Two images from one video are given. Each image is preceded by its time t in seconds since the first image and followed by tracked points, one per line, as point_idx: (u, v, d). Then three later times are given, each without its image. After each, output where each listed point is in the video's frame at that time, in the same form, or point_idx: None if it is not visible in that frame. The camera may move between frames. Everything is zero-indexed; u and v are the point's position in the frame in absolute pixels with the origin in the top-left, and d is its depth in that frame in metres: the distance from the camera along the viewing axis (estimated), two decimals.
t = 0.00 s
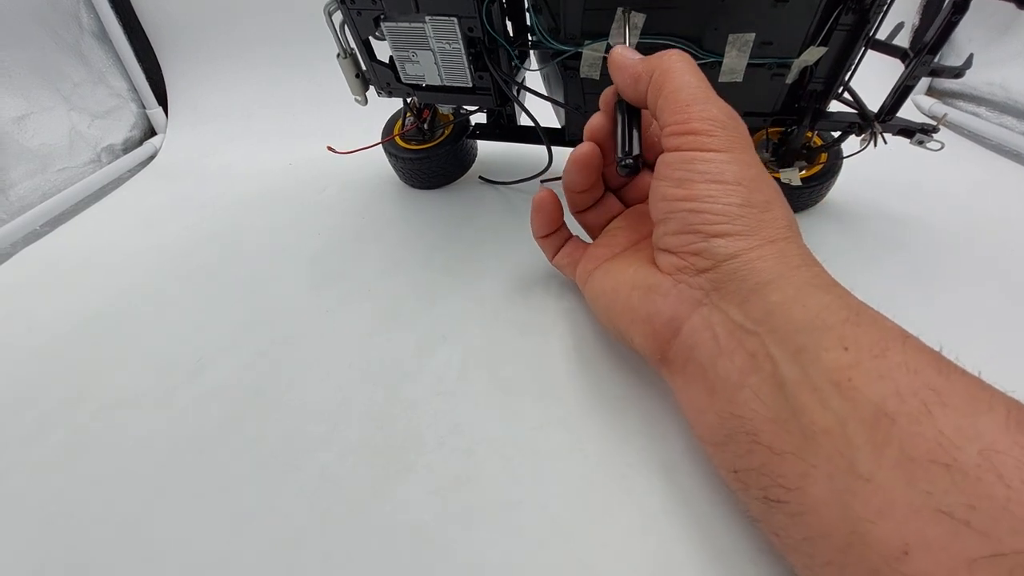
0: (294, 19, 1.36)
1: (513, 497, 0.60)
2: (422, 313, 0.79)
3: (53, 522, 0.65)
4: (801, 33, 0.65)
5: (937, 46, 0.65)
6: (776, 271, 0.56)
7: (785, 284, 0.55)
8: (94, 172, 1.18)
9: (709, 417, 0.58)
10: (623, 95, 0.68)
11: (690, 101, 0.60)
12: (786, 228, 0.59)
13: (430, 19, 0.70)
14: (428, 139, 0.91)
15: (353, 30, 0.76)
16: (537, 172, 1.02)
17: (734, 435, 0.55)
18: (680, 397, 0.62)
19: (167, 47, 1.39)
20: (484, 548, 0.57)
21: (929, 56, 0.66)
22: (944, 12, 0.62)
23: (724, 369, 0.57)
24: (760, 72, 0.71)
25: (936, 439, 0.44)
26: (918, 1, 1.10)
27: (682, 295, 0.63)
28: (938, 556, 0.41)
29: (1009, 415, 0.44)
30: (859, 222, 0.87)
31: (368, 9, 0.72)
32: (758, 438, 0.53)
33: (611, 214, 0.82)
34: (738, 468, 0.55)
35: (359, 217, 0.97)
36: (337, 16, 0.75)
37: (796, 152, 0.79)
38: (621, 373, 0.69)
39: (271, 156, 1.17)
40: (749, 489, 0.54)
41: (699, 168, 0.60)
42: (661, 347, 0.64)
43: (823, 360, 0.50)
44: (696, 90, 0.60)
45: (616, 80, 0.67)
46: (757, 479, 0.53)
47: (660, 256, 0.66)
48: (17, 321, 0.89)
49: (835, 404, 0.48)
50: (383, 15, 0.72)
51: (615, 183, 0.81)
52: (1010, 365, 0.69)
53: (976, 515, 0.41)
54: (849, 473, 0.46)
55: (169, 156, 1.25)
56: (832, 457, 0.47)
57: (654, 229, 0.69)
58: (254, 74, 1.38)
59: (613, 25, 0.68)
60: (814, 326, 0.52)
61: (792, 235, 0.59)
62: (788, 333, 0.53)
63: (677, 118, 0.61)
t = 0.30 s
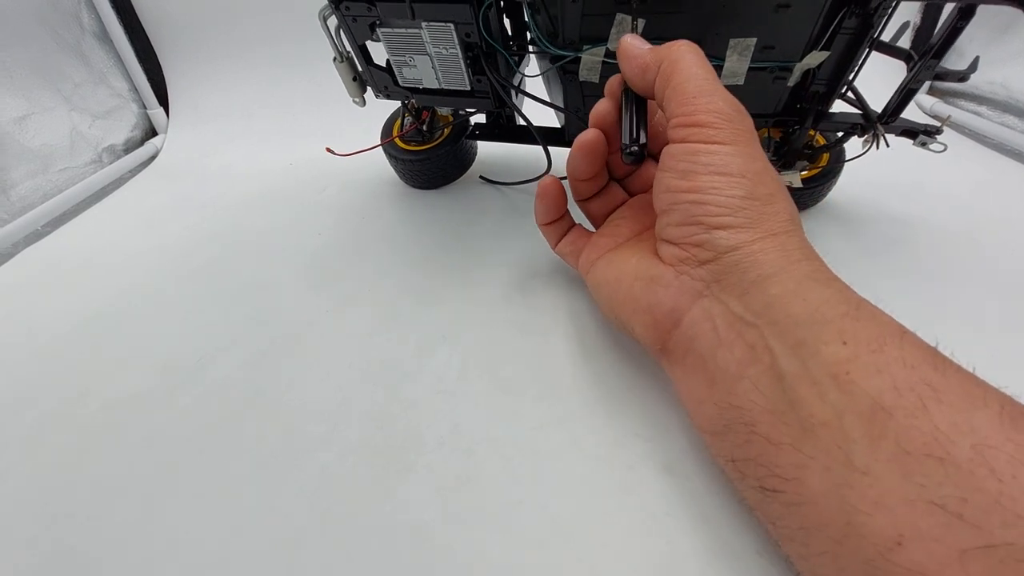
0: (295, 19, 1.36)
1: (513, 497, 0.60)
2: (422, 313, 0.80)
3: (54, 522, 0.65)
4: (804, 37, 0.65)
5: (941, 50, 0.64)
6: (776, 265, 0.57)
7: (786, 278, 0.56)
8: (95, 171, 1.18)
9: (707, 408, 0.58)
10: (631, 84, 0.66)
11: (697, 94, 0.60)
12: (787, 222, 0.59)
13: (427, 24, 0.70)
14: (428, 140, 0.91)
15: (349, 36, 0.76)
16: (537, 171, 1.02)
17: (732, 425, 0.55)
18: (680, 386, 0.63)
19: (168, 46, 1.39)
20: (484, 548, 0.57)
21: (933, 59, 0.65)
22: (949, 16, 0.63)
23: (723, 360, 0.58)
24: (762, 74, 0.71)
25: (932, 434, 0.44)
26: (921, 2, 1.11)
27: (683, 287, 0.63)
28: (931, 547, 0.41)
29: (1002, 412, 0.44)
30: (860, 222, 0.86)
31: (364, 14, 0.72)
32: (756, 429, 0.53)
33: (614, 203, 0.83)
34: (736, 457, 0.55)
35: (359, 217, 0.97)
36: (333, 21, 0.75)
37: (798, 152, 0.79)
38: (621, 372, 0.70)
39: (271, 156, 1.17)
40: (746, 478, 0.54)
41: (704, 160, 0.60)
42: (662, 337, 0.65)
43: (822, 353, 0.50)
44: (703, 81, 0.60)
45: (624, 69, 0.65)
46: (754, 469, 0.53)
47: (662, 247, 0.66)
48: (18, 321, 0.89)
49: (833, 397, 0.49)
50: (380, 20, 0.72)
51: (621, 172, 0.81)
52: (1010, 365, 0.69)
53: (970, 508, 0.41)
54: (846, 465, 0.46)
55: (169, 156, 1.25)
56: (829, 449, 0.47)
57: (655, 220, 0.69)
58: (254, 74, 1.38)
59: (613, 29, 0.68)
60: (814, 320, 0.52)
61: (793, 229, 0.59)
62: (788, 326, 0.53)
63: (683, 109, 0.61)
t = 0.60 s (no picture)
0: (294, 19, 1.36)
1: (513, 497, 0.60)
2: (422, 313, 0.80)
3: (55, 522, 0.66)
4: (805, 36, 0.65)
5: (942, 49, 0.64)
6: (773, 259, 0.56)
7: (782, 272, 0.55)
8: (97, 171, 1.18)
9: (707, 402, 0.58)
10: (627, 84, 0.67)
11: (691, 95, 0.60)
12: (784, 216, 0.59)
13: (427, 24, 0.70)
14: (428, 140, 0.91)
15: (350, 35, 0.76)
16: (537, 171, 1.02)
17: (731, 418, 0.55)
18: (680, 380, 0.62)
19: (168, 46, 1.39)
20: (484, 548, 0.57)
21: (935, 58, 0.65)
22: (950, 14, 0.62)
23: (722, 354, 0.58)
24: (763, 74, 0.70)
25: (926, 427, 0.44)
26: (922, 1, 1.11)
27: (683, 282, 0.63)
28: (926, 538, 0.41)
29: (996, 404, 0.44)
30: (861, 221, 0.86)
31: (364, 14, 0.72)
32: (754, 422, 0.53)
33: (614, 199, 0.83)
34: (735, 451, 0.55)
35: (359, 217, 0.97)
36: (334, 21, 0.75)
37: (800, 151, 0.79)
38: (621, 372, 0.69)
39: (271, 156, 1.17)
40: (746, 471, 0.54)
41: (699, 158, 0.60)
42: (662, 332, 0.65)
43: (819, 348, 0.50)
44: (697, 84, 0.60)
45: (622, 69, 0.66)
46: (753, 463, 0.53)
47: (661, 243, 0.66)
48: (18, 321, 0.89)
49: (830, 391, 0.48)
50: (380, 20, 0.72)
51: (620, 170, 0.81)
52: (1011, 364, 0.69)
53: (964, 499, 0.41)
54: (842, 458, 0.46)
55: (170, 156, 1.25)
56: (826, 442, 0.47)
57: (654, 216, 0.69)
58: (254, 74, 1.38)
59: (613, 28, 0.68)
60: (811, 315, 0.52)
61: (790, 223, 0.59)
62: (786, 320, 0.53)
63: (677, 110, 0.61)
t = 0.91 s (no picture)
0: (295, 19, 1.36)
1: (513, 497, 0.60)
2: (422, 313, 0.80)
3: (56, 522, 0.66)
4: (806, 37, 0.65)
5: (943, 49, 0.64)
6: (770, 255, 0.56)
7: (780, 268, 0.55)
8: (98, 172, 1.18)
9: (706, 399, 0.58)
10: (622, 84, 0.67)
11: (685, 94, 0.60)
12: (781, 212, 0.59)
13: (427, 25, 0.70)
14: (429, 140, 0.91)
15: (350, 36, 0.76)
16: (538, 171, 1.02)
17: (729, 415, 0.55)
18: (679, 377, 0.62)
19: (169, 47, 1.39)
20: (483, 548, 0.57)
21: (936, 59, 0.65)
22: (952, 15, 0.62)
23: (721, 351, 0.58)
24: (764, 74, 0.70)
25: (924, 423, 0.44)
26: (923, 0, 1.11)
27: (681, 279, 0.63)
28: (924, 536, 0.41)
29: (995, 401, 0.44)
30: (862, 221, 0.86)
31: (364, 15, 0.72)
32: (752, 419, 0.53)
33: (612, 198, 0.83)
34: (734, 448, 0.55)
35: (360, 217, 0.97)
36: (333, 22, 0.75)
37: (800, 151, 0.79)
38: (621, 372, 0.69)
39: (272, 156, 1.18)
40: (745, 469, 0.54)
41: (694, 155, 0.60)
42: (661, 329, 0.65)
43: (817, 344, 0.50)
44: (691, 83, 0.60)
45: (617, 69, 0.66)
46: (752, 461, 0.53)
47: (659, 241, 0.66)
48: (20, 321, 0.89)
49: (828, 387, 0.48)
50: (380, 21, 0.72)
51: (616, 169, 0.81)
52: (1013, 364, 0.68)
53: (961, 496, 0.41)
54: (840, 455, 0.46)
55: (172, 156, 1.25)
56: (824, 439, 0.47)
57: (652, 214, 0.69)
58: (255, 74, 1.38)
59: (614, 29, 0.68)
60: (809, 311, 0.52)
61: (787, 219, 0.59)
62: (783, 316, 0.53)
63: (672, 109, 0.61)
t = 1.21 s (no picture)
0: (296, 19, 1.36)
1: (513, 497, 0.60)
2: (423, 313, 0.80)
3: (57, 523, 0.66)
4: (806, 37, 0.65)
5: (945, 49, 0.64)
6: (772, 251, 0.56)
7: (781, 264, 0.55)
8: (100, 172, 1.18)
9: (707, 395, 0.58)
10: (622, 80, 0.67)
11: (686, 90, 0.60)
12: (783, 208, 0.59)
13: (427, 26, 0.70)
14: (429, 141, 0.91)
15: (350, 37, 0.76)
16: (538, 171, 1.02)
17: (730, 412, 0.55)
18: (680, 374, 0.62)
19: (171, 48, 1.40)
20: (484, 548, 0.57)
21: (937, 59, 0.65)
22: (953, 15, 0.62)
23: (722, 346, 0.57)
24: (765, 74, 0.70)
25: (928, 420, 0.44)
26: None
27: (683, 274, 0.63)
28: (927, 533, 0.40)
29: (999, 398, 0.44)
30: (863, 221, 0.86)
31: (364, 17, 0.72)
32: (753, 415, 0.53)
33: (612, 195, 0.83)
34: (735, 445, 0.55)
35: (361, 217, 0.97)
36: (334, 23, 0.75)
37: (801, 151, 0.78)
38: (621, 371, 0.69)
39: (273, 157, 1.18)
40: (746, 465, 0.54)
41: (695, 151, 0.60)
42: (662, 325, 0.64)
43: (819, 341, 0.50)
44: (691, 79, 0.60)
45: (617, 66, 0.66)
46: (753, 457, 0.53)
47: (660, 237, 0.66)
48: (21, 321, 0.89)
49: (830, 384, 0.48)
50: (381, 22, 0.72)
51: (617, 165, 0.81)
52: (1015, 364, 0.68)
53: (965, 494, 0.40)
54: (842, 451, 0.46)
55: (173, 157, 1.26)
56: (826, 435, 0.47)
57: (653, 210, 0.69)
58: (255, 75, 1.39)
59: (614, 29, 0.68)
60: (812, 307, 0.52)
61: (789, 215, 0.59)
62: (786, 312, 0.53)
63: (673, 106, 0.61)
